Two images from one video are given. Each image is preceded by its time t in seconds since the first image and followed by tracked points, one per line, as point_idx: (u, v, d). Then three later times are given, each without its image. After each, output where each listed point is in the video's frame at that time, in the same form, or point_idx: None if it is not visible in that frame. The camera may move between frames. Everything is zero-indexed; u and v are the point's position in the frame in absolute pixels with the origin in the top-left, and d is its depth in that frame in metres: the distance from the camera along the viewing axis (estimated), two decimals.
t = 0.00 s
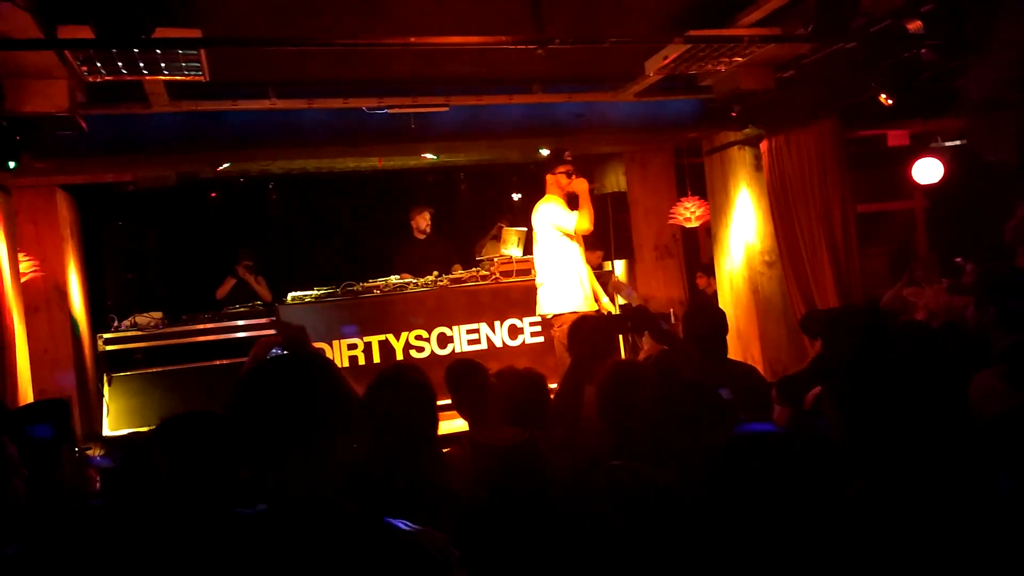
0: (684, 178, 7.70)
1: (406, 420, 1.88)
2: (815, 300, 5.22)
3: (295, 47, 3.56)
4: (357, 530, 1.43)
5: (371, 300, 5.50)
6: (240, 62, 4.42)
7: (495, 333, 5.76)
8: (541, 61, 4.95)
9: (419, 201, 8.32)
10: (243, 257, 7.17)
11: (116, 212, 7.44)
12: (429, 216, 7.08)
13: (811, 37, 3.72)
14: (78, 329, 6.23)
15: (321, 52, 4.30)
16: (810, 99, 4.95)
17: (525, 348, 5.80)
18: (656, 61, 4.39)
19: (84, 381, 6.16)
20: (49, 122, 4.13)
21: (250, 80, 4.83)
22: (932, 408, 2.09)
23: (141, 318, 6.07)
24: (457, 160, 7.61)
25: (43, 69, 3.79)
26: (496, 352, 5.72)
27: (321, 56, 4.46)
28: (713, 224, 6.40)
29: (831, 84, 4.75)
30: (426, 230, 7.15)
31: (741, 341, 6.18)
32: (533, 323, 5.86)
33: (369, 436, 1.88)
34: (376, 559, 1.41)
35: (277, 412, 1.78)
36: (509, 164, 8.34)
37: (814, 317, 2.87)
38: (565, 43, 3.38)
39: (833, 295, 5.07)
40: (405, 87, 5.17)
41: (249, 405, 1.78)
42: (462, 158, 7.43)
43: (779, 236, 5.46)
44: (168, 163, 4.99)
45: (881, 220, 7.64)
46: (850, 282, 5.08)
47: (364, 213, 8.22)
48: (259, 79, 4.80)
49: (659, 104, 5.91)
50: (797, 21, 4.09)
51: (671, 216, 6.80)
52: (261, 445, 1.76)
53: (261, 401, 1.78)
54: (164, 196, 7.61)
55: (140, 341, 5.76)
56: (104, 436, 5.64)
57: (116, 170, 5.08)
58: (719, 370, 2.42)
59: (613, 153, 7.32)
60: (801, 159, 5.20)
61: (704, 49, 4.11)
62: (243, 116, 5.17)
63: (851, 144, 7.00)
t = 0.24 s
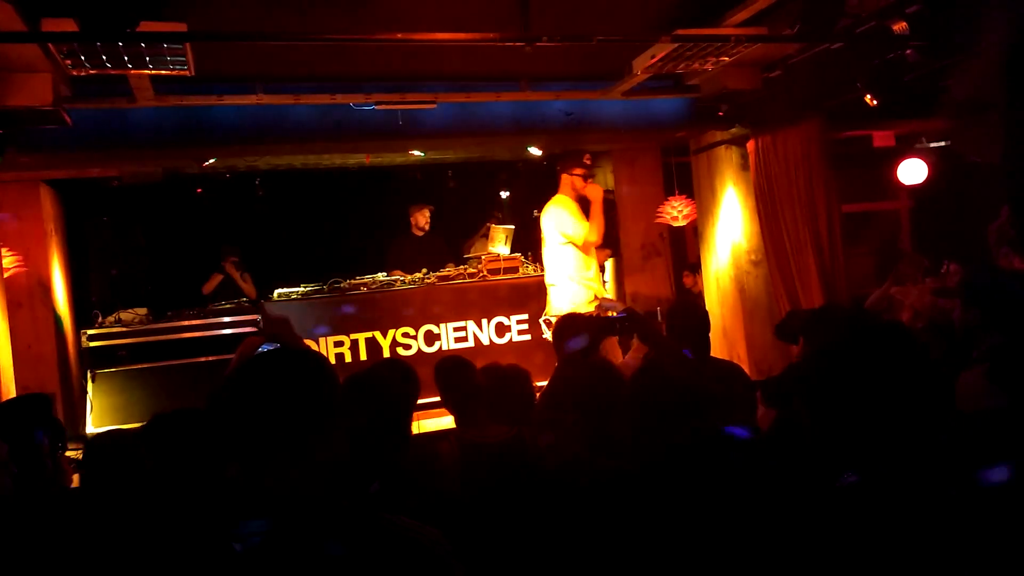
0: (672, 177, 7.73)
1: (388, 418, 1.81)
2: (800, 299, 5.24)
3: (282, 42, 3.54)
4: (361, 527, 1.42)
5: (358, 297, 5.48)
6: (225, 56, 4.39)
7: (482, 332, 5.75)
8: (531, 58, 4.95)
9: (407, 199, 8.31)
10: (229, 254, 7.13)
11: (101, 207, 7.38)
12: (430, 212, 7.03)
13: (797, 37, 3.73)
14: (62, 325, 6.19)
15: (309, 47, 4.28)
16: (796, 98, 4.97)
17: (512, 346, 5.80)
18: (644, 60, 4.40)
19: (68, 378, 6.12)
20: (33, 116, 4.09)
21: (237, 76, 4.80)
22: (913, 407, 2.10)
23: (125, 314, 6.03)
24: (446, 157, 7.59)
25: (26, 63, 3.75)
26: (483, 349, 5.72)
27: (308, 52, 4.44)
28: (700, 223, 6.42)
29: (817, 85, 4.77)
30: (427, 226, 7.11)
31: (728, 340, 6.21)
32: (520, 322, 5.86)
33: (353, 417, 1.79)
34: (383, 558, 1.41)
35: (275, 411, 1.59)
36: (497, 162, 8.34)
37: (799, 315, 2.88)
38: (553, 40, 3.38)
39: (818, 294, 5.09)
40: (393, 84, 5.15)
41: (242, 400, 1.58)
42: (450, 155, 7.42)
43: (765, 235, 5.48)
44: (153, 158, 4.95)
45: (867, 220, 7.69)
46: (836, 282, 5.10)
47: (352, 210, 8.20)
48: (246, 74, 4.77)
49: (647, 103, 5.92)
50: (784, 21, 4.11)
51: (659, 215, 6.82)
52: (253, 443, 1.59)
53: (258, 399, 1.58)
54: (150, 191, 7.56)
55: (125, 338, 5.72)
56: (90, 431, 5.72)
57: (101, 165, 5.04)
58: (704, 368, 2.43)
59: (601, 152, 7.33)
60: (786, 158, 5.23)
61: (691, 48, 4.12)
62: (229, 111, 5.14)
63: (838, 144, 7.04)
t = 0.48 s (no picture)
0: (659, 177, 7.75)
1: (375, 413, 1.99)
2: (785, 300, 5.27)
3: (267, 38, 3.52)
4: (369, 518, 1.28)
5: (343, 294, 5.46)
6: (210, 51, 4.36)
7: (468, 330, 5.75)
8: (518, 57, 4.95)
9: (394, 196, 8.29)
10: (213, 250, 7.09)
11: (84, 202, 7.32)
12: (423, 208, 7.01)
13: (783, 39, 3.75)
14: (44, 321, 6.12)
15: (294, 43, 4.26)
16: (782, 100, 4.99)
17: (497, 345, 5.79)
18: (632, 60, 4.40)
19: (49, 374, 6.06)
20: (15, 110, 4.05)
21: (222, 71, 4.77)
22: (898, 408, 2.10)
23: (108, 310, 5.98)
24: (432, 155, 7.58)
25: (8, 55, 3.71)
26: (468, 348, 5.71)
27: (293, 48, 4.43)
28: (686, 223, 6.43)
29: (803, 86, 4.79)
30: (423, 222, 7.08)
31: (712, 340, 6.22)
32: (506, 320, 5.85)
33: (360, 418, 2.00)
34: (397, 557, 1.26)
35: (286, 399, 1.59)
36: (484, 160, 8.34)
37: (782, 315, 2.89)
38: (541, 39, 3.38)
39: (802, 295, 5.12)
40: (380, 81, 5.13)
41: (254, 386, 1.60)
42: (437, 154, 7.41)
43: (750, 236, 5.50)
44: (136, 153, 4.91)
45: (851, 222, 7.74)
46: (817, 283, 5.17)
47: (338, 207, 8.18)
48: (231, 70, 4.74)
49: (634, 104, 5.94)
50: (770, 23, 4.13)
51: (645, 215, 6.84)
52: (267, 435, 1.59)
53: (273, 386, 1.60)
54: (134, 187, 7.50)
55: (107, 334, 5.68)
56: (71, 428, 5.70)
57: (84, 160, 4.99)
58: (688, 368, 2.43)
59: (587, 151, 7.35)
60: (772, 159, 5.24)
61: (679, 48, 4.13)
62: (214, 107, 5.10)
63: (822, 146, 7.09)
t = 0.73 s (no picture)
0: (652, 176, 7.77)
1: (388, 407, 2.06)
2: (777, 299, 5.27)
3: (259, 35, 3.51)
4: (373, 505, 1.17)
5: (336, 293, 5.45)
6: (201, 48, 4.34)
7: (461, 329, 5.74)
8: (511, 55, 4.95)
9: (387, 195, 8.30)
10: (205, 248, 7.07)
11: (75, 200, 7.29)
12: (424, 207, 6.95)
13: (776, 38, 3.76)
14: (35, 319, 6.10)
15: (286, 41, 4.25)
16: (775, 100, 5.01)
17: (491, 344, 5.79)
18: (625, 60, 4.41)
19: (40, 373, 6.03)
20: (6, 106, 4.03)
21: (215, 69, 4.76)
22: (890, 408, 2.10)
23: (100, 309, 5.96)
24: (425, 154, 7.59)
25: None
26: (461, 346, 5.71)
27: (284, 46, 4.41)
28: (679, 222, 6.44)
29: (796, 86, 4.81)
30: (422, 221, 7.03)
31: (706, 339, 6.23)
32: (499, 319, 5.85)
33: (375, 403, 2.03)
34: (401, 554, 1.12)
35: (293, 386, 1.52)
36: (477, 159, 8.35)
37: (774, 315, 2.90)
38: (533, 38, 3.38)
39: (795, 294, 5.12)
40: (373, 79, 5.13)
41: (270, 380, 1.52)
42: (429, 152, 7.43)
43: (743, 235, 5.51)
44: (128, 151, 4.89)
45: (843, 222, 7.77)
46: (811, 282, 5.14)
47: (330, 206, 8.17)
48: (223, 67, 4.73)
49: (627, 103, 5.96)
50: (763, 22, 4.14)
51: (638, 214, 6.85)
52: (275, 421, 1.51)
53: (283, 375, 1.51)
54: (126, 185, 7.48)
55: (99, 333, 5.67)
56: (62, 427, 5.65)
57: (76, 158, 4.98)
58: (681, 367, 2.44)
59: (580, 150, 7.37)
60: (765, 158, 5.26)
61: (672, 48, 4.13)
62: (207, 105, 5.09)
63: (814, 145, 7.11)
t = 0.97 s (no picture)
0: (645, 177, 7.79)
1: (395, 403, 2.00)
2: (771, 299, 5.27)
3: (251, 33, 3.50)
4: (369, 500, 1.13)
5: (328, 293, 5.43)
6: (194, 47, 4.33)
7: (454, 329, 5.73)
8: (504, 56, 4.96)
9: (381, 195, 8.30)
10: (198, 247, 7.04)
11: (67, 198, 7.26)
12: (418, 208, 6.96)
13: (769, 40, 3.76)
14: (26, 318, 6.07)
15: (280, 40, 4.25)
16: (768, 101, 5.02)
17: (484, 344, 5.77)
18: (619, 60, 4.40)
19: (31, 372, 6.00)
20: None
21: (208, 67, 4.75)
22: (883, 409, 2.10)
23: (91, 308, 5.93)
24: (419, 154, 7.60)
25: None
26: (454, 347, 5.70)
27: (277, 45, 4.41)
28: (672, 224, 6.45)
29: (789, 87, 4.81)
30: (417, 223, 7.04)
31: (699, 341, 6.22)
32: (492, 319, 5.83)
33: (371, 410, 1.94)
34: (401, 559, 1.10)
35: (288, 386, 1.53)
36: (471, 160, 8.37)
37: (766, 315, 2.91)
38: (527, 38, 3.38)
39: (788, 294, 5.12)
40: (366, 79, 5.13)
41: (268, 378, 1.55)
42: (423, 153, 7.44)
43: (737, 235, 5.52)
44: (120, 150, 4.87)
45: (836, 223, 7.80)
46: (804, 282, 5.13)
47: (324, 206, 8.17)
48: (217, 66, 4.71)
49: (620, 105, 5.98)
50: (757, 23, 4.14)
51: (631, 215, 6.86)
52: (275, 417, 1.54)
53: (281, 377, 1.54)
54: (118, 183, 7.45)
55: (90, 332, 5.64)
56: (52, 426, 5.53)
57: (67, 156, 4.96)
58: (674, 368, 2.43)
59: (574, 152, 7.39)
60: (759, 159, 5.28)
61: (666, 48, 4.13)
62: (199, 104, 5.08)
63: (806, 147, 7.14)
